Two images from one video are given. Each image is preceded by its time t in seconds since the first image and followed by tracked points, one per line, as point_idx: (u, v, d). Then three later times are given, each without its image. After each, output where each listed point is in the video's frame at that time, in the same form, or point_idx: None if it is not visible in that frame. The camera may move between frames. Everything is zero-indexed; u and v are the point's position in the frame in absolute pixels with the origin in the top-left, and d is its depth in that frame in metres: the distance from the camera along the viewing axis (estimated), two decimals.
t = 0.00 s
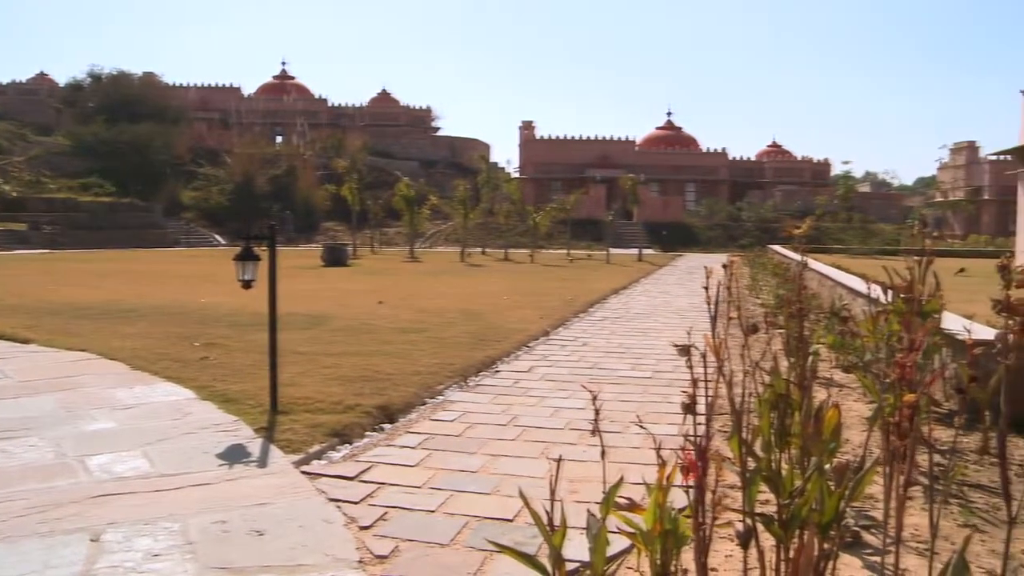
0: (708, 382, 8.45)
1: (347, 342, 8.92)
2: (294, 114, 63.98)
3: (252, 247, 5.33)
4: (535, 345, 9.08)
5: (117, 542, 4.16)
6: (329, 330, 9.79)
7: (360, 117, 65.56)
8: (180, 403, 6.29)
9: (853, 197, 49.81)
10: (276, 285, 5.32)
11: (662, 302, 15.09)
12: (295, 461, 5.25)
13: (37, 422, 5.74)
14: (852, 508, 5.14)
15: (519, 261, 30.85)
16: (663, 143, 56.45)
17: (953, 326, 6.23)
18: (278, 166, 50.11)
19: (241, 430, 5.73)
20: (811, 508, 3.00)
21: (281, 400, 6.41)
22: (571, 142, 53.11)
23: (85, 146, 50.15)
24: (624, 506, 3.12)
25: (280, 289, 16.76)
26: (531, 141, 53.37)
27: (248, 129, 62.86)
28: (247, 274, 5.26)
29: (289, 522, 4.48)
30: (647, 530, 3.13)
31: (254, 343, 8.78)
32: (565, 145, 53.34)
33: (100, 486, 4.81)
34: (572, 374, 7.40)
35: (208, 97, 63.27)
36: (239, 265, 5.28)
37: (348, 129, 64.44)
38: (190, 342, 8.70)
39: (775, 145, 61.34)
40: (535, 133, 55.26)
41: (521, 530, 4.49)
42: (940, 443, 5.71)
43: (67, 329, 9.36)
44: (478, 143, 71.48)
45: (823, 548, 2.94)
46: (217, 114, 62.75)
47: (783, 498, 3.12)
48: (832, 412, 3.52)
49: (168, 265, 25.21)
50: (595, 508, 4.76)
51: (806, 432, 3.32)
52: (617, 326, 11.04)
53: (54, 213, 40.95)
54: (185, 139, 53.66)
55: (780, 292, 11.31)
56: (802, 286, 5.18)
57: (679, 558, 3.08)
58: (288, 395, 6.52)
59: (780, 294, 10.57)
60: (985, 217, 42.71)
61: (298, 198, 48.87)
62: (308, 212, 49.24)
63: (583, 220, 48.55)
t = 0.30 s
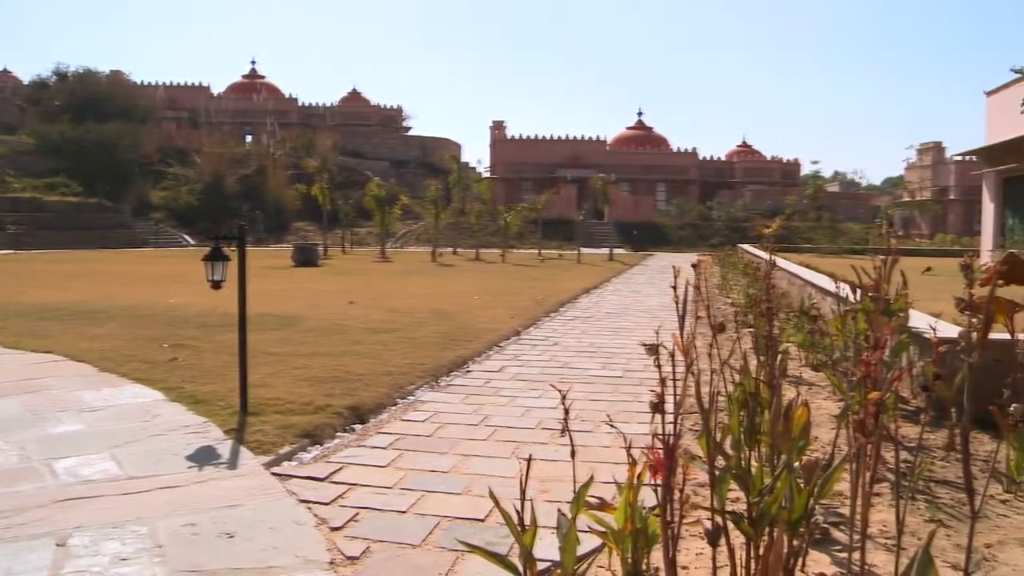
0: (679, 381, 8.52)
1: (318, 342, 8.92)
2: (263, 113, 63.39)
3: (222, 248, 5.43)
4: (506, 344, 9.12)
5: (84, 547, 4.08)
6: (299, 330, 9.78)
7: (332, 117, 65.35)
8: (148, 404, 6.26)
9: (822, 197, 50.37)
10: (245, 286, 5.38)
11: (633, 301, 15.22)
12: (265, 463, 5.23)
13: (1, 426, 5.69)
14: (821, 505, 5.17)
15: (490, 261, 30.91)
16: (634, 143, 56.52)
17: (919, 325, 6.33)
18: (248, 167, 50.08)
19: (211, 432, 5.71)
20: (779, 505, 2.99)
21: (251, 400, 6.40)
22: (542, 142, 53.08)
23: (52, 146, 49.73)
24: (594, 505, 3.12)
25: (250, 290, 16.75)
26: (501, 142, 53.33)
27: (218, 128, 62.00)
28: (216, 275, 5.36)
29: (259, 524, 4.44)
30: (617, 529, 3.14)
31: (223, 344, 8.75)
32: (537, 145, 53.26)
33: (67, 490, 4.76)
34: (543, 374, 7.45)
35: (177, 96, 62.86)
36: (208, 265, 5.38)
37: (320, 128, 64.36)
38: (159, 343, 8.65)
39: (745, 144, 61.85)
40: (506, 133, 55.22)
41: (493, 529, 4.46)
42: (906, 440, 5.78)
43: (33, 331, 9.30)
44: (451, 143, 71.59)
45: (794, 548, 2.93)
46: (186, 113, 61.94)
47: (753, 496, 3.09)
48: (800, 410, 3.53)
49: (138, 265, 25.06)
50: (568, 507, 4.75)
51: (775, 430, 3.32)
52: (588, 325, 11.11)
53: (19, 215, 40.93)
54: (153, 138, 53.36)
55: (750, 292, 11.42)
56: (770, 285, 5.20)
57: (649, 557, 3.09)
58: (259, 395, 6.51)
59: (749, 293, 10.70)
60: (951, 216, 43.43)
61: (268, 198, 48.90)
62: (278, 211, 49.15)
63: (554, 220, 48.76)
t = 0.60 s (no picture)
0: (662, 380, 8.57)
1: (300, 342, 8.90)
2: (247, 113, 62.85)
3: (204, 249, 5.43)
4: (490, 344, 9.12)
5: (64, 550, 4.05)
6: (282, 331, 9.77)
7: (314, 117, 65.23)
8: (130, 405, 6.23)
9: (804, 196, 50.63)
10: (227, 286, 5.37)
11: (616, 301, 15.27)
12: (248, 464, 5.22)
13: None
14: (805, 503, 5.19)
15: (473, 260, 30.90)
16: (618, 143, 56.49)
17: (897, 324, 6.39)
18: (232, 166, 51.34)
19: (194, 433, 5.70)
20: (762, 505, 3.00)
21: (234, 401, 6.38)
22: (527, 141, 52.97)
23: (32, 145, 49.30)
24: (578, 505, 3.12)
25: (231, 289, 16.73)
26: (485, 142, 53.30)
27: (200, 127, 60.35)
28: (199, 274, 5.36)
29: (242, 525, 4.42)
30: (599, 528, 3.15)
31: (205, 343, 8.73)
32: (522, 145, 53.16)
33: (47, 493, 4.73)
34: (527, 374, 7.47)
35: (159, 95, 62.51)
36: (191, 265, 5.38)
37: (303, 127, 64.12)
38: (140, 344, 8.62)
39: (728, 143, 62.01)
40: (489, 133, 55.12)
41: (476, 530, 4.46)
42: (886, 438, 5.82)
43: (12, 332, 9.25)
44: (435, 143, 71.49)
45: (777, 546, 2.93)
46: (168, 112, 61.63)
47: (735, 494, 3.09)
48: (783, 410, 3.54)
49: (118, 265, 24.97)
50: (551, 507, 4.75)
51: (758, 430, 3.33)
52: (572, 325, 11.14)
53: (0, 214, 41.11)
54: (135, 137, 53.00)
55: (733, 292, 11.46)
56: (753, 284, 5.20)
57: (631, 557, 3.10)
58: (242, 396, 6.50)
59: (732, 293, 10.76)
60: (932, 216, 43.78)
61: (251, 198, 48.68)
62: (261, 210, 48.97)
63: (537, 221, 48.85)
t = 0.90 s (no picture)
0: (652, 379, 8.59)
1: (290, 343, 8.89)
2: (235, 113, 62.71)
3: (193, 249, 5.41)
4: (480, 344, 9.13)
5: (53, 551, 4.04)
6: (271, 331, 9.76)
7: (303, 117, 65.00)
8: (118, 406, 6.21)
9: (793, 196, 50.72)
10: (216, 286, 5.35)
11: (606, 300, 15.30)
12: (236, 464, 5.21)
13: None
14: (794, 502, 5.21)
15: (462, 260, 30.86)
16: (608, 143, 56.44)
17: (886, 323, 6.41)
18: (220, 166, 51.10)
19: (183, 434, 5.68)
20: (751, 504, 3.00)
21: (223, 402, 6.37)
22: (516, 141, 52.91)
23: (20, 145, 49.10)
24: (567, 505, 3.12)
25: (220, 290, 16.70)
26: (474, 142, 53.22)
27: (188, 127, 60.61)
28: (187, 274, 5.35)
29: (231, 526, 4.41)
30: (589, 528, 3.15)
31: (194, 344, 8.71)
32: (511, 145, 53.12)
33: (34, 494, 4.71)
34: (517, 374, 7.47)
35: (147, 94, 62.26)
36: (180, 265, 5.36)
37: (293, 126, 64.04)
38: (129, 344, 8.59)
39: (718, 142, 62.04)
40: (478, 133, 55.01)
41: (466, 529, 4.46)
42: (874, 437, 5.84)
43: None
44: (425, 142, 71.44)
45: (765, 545, 2.93)
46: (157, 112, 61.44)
47: (724, 494, 3.08)
48: (771, 408, 3.55)
49: (107, 265, 24.88)
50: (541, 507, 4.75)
51: (746, 429, 3.33)
52: (561, 325, 11.16)
53: None
54: (123, 137, 52.80)
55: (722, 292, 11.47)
56: (741, 284, 5.19)
57: (620, 556, 3.10)
58: (230, 397, 6.49)
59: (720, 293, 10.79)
60: (920, 216, 43.94)
61: (240, 198, 48.56)
62: (250, 211, 48.83)
63: (526, 221, 48.87)
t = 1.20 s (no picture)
0: (646, 379, 8.61)
1: (285, 342, 8.90)
2: (230, 112, 62.51)
3: (188, 249, 5.41)
4: (475, 344, 9.13)
5: (45, 552, 4.03)
6: (267, 331, 9.78)
7: (298, 116, 64.95)
8: (112, 406, 6.21)
9: (787, 196, 50.81)
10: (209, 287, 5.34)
11: (600, 301, 15.34)
12: (230, 465, 5.21)
13: None
14: (789, 502, 5.21)
15: (456, 260, 30.86)
16: (603, 143, 56.47)
17: (879, 323, 6.43)
18: (214, 166, 50.72)
19: (177, 434, 5.67)
20: (746, 504, 3.00)
21: (218, 402, 6.36)
22: (511, 141, 52.94)
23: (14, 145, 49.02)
24: (561, 505, 3.12)
25: (215, 290, 16.71)
26: (469, 142, 53.24)
27: (184, 126, 59.55)
28: (182, 275, 5.35)
29: (226, 527, 4.40)
30: (583, 528, 3.15)
31: (188, 344, 8.72)
32: (506, 144, 53.09)
33: (28, 495, 4.71)
34: (511, 374, 7.49)
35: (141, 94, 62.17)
36: (176, 266, 5.36)
37: (288, 126, 64.02)
38: (124, 344, 8.60)
39: (713, 142, 62.09)
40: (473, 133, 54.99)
41: (460, 529, 4.45)
42: (869, 436, 5.85)
43: None
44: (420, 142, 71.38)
45: (759, 546, 2.92)
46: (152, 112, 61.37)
47: (718, 494, 3.08)
48: (764, 408, 3.55)
49: (102, 266, 24.84)
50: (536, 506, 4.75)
51: (743, 429, 3.32)
52: (555, 325, 11.18)
53: None
54: (118, 138, 52.77)
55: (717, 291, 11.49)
56: (736, 283, 5.18)
57: (614, 556, 3.10)
58: (225, 397, 6.48)
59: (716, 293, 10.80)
60: (914, 215, 44.04)
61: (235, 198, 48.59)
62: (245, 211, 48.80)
63: (521, 220, 48.90)
